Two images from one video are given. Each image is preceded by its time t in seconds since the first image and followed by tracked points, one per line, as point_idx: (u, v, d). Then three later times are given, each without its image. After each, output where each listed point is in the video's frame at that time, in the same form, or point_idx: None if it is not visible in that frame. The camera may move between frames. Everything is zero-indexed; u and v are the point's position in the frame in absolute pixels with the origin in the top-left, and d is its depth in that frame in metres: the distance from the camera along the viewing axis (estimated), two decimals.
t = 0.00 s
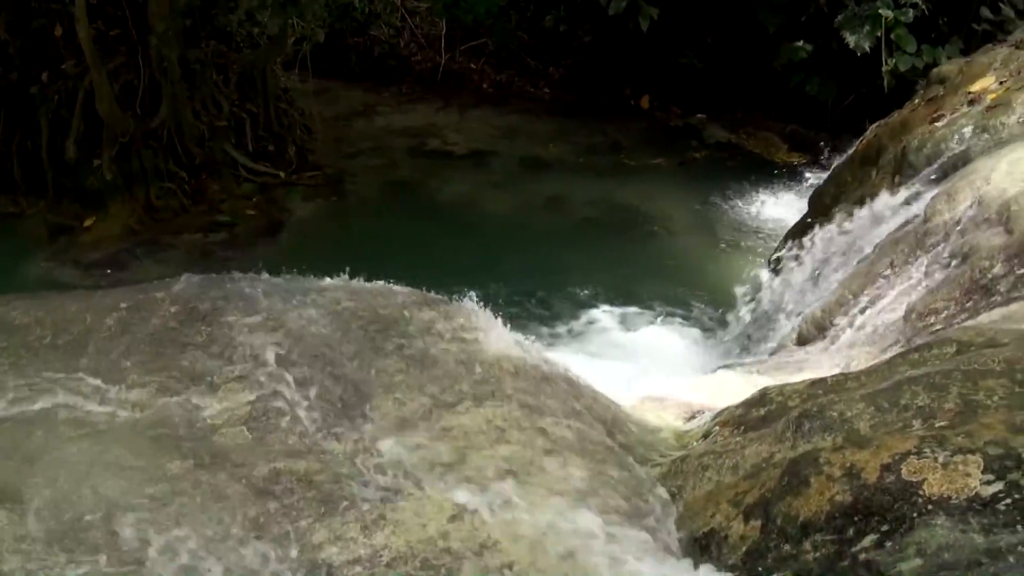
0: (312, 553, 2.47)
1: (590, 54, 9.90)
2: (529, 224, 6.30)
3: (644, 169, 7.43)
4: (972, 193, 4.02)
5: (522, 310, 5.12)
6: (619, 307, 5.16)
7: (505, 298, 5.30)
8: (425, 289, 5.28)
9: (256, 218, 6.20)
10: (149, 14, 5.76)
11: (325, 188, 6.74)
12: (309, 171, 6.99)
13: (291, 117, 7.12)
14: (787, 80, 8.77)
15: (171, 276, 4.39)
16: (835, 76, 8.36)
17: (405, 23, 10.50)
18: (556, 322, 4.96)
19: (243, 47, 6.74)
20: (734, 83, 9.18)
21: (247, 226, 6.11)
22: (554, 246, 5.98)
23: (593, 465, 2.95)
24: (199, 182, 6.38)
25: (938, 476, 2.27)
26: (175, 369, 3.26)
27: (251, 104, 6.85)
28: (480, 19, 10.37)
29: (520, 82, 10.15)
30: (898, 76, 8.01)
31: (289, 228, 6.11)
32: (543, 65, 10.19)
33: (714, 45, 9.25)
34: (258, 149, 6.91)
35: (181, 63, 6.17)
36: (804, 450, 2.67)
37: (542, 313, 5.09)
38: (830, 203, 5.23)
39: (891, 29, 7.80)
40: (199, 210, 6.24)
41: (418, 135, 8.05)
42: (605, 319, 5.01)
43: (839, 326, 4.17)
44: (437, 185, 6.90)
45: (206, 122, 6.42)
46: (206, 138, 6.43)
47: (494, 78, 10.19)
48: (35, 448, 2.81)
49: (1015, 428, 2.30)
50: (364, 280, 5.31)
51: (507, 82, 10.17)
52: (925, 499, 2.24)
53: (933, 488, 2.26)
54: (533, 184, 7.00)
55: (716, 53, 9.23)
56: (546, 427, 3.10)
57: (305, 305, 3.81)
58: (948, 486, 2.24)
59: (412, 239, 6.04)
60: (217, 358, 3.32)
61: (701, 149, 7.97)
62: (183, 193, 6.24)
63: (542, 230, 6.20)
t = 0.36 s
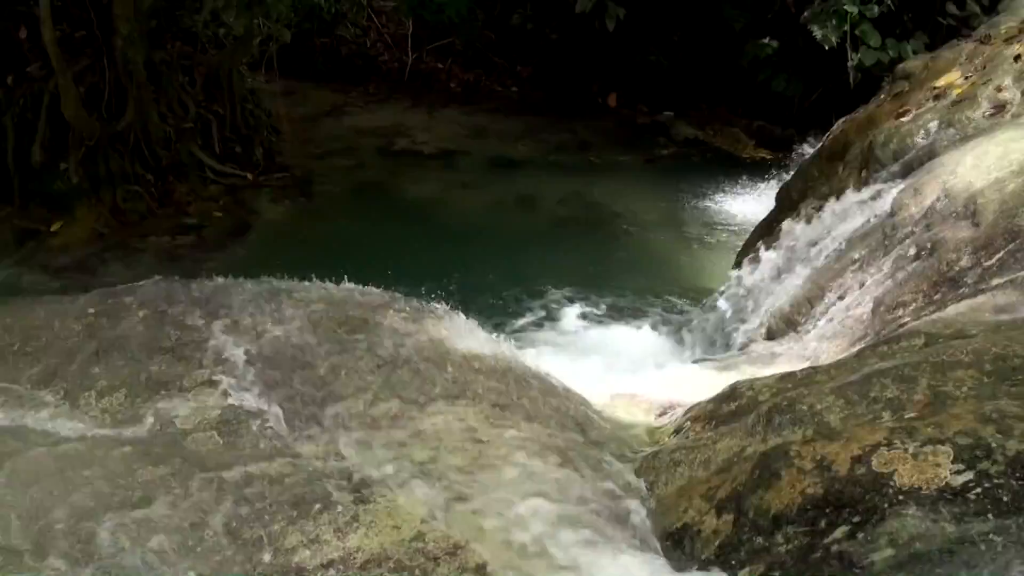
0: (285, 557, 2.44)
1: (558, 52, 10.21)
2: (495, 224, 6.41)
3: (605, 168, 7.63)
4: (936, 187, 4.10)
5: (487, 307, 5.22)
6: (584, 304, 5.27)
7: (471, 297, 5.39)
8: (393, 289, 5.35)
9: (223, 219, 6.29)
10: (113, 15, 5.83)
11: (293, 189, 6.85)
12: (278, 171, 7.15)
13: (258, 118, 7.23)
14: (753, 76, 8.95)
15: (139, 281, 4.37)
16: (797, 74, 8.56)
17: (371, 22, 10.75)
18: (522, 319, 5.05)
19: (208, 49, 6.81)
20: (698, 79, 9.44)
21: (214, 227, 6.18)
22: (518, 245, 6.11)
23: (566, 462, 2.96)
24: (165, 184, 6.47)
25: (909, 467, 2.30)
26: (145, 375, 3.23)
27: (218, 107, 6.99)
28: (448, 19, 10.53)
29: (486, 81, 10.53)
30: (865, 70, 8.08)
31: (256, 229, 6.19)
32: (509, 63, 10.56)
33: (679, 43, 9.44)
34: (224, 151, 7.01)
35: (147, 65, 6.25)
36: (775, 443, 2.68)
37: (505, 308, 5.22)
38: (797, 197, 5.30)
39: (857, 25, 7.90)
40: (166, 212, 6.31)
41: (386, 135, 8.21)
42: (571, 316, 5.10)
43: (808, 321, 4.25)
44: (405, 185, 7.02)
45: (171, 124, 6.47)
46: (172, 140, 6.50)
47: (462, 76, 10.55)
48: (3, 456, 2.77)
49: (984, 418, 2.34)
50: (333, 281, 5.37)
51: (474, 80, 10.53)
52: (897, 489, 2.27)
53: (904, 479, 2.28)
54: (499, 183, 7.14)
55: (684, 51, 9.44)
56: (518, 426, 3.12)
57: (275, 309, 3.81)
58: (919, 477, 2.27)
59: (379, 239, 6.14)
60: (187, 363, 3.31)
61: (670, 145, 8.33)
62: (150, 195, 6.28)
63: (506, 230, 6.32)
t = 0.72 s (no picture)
0: (257, 561, 2.43)
1: (523, 50, 10.33)
2: (462, 224, 6.47)
3: (571, 166, 7.74)
4: (903, 181, 4.15)
5: (456, 306, 5.25)
6: (552, 301, 5.33)
7: (439, 296, 5.42)
8: (364, 290, 5.36)
9: (190, 222, 6.29)
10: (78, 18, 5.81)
11: (261, 190, 6.89)
12: (245, 172, 7.17)
13: (224, 119, 7.26)
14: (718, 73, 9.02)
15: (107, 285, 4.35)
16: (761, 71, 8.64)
17: (336, 22, 11.11)
18: (491, 316, 5.09)
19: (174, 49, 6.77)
20: (662, 76, 9.55)
21: (182, 229, 6.17)
22: (484, 243, 6.17)
23: (537, 461, 2.98)
24: (132, 187, 6.46)
25: (879, 458, 2.32)
26: (114, 380, 3.21)
27: (184, 107, 7.01)
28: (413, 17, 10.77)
29: (453, 79, 10.70)
30: (831, 67, 8.17)
31: (224, 232, 6.19)
32: (476, 62, 10.80)
33: (647, 41, 9.56)
34: (191, 153, 7.04)
35: (113, 67, 6.22)
36: (745, 438, 2.70)
37: (474, 307, 5.24)
38: (763, 193, 5.37)
39: (821, 22, 7.97)
40: (134, 216, 6.29)
41: (354, 136, 8.27)
42: (542, 314, 5.13)
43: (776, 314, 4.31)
44: (374, 187, 7.08)
45: (138, 127, 6.48)
46: (139, 143, 6.51)
47: (428, 75, 10.78)
48: None
49: (953, 408, 2.36)
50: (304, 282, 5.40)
51: (441, 79, 10.75)
52: (867, 481, 2.29)
53: (874, 470, 2.30)
54: (466, 183, 7.21)
55: (649, 48, 9.56)
56: (490, 425, 3.13)
57: (245, 312, 3.80)
58: (889, 467, 2.28)
59: (348, 241, 6.16)
60: (156, 368, 3.29)
61: (637, 143, 8.51)
62: (117, 198, 6.28)
63: (472, 229, 6.38)
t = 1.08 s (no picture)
0: (228, 566, 2.41)
1: (489, 49, 10.41)
2: (430, 223, 6.48)
3: (539, 163, 7.78)
4: (867, 174, 4.20)
5: (425, 305, 5.26)
6: (520, 299, 5.34)
7: (409, 296, 5.43)
8: (333, 291, 5.35)
9: (157, 225, 6.25)
10: (40, 20, 5.81)
11: (226, 192, 6.88)
12: (211, 174, 7.15)
13: (189, 121, 7.22)
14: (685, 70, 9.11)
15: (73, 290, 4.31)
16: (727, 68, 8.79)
17: (299, 23, 10.98)
18: (461, 315, 5.10)
19: (137, 52, 6.71)
20: (629, 75, 9.71)
21: (149, 233, 6.13)
22: (452, 241, 6.18)
23: (508, 458, 2.99)
24: (97, 191, 6.38)
25: (848, 449, 2.36)
26: (81, 386, 3.17)
27: (148, 109, 6.94)
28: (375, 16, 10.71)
29: (419, 80, 10.59)
30: (794, 63, 8.40)
31: (192, 235, 6.16)
32: (442, 61, 10.71)
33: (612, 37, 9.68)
34: (155, 155, 6.98)
35: (76, 69, 6.17)
36: (714, 432, 2.72)
37: (443, 307, 5.25)
38: (729, 189, 5.43)
39: (784, 19, 8.20)
40: (99, 220, 6.24)
41: (321, 136, 8.25)
42: (510, 313, 5.14)
43: (744, 308, 4.35)
44: (341, 187, 7.08)
45: (102, 130, 6.43)
46: (103, 146, 6.45)
47: (394, 76, 10.64)
48: None
49: (919, 399, 2.40)
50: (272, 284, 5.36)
51: (406, 80, 10.60)
52: (836, 472, 2.32)
53: (843, 461, 2.34)
54: (434, 182, 7.22)
55: (615, 45, 9.69)
56: (461, 425, 3.13)
57: (213, 315, 3.77)
58: (857, 459, 2.32)
59: (316, 242, 6.15)
60: (125, 374, 3.25)
61: (604, 141, 8.57)
62: (82, 203, 6.23)
63: (440, 227, 6.40)
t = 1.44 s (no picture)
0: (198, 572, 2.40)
1: (455, 49, 10.33)
2: (397, 222, 6.47)
3: (506, 161, 7.80)
4: (833, 169, 4.25)
5: (393, 305, 5.26)
6: (487, 297, 5.36)
7: (376, 296, 5.42)
8: (300, 293, 5.34)
9: (122, 228, 6.19)
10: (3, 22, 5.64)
11: (191, 194, 6.84)
12: (176, 176, 7.14)
13: (153, 122, 7.12)
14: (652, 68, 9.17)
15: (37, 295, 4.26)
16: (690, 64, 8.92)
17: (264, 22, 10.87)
18: (429, 315, 5.11)
19: (99, 52, 6.48)
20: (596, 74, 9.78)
21: (115, 236, 6.07)
22: (419, 240, 6.18)
23: (478, 457, 2.99)
24: (61, 195, 6.28)
25: (816, 441, 2.37)
26: (47, 393, 3.13)
27: (112, 111, 6.82)
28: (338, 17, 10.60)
29: (383, 79, 10.66)
30: (756, 60, 8.40)
31: (158, 237, 6.11)
32: (405, 61, 10.63)
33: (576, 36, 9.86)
34: (119, 157, 6.93)
35: (39, 72, 6.04)
36: (682, 427, 2.74)
37: (410, 306, 5.25)
38: (695, 185, 5.48)
39: (747, 16, 8.29)
40: (65, 224, 6.17)
41: (286, 136, 8.21)
42: (478, 311, 5.16)
43: (712, 304, 4.38)
44: (307, 188, 7.05)
45: (66, 132, 6.33)
46: (67, 149, 6.39)
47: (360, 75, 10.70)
48: None
49: (887, 391, 2.43)
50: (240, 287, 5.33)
51: (371, 79, 10.65)
52: (805, 464, 2.33)
53: (811, 453, 2.35)
54: (401, 181, 7.22)
55: (579, 45, 9.86)
56: (430, 424, 3.12)
57: (180, 319, 3.75)
58: (826, 450, 2.34)
59: (282, 244, 6.12)
60: (91, 379, 3.22)
61: (571, 139, 8.60)
62: (48, 208, 6.15)
63: (407, 226, 6.40)
